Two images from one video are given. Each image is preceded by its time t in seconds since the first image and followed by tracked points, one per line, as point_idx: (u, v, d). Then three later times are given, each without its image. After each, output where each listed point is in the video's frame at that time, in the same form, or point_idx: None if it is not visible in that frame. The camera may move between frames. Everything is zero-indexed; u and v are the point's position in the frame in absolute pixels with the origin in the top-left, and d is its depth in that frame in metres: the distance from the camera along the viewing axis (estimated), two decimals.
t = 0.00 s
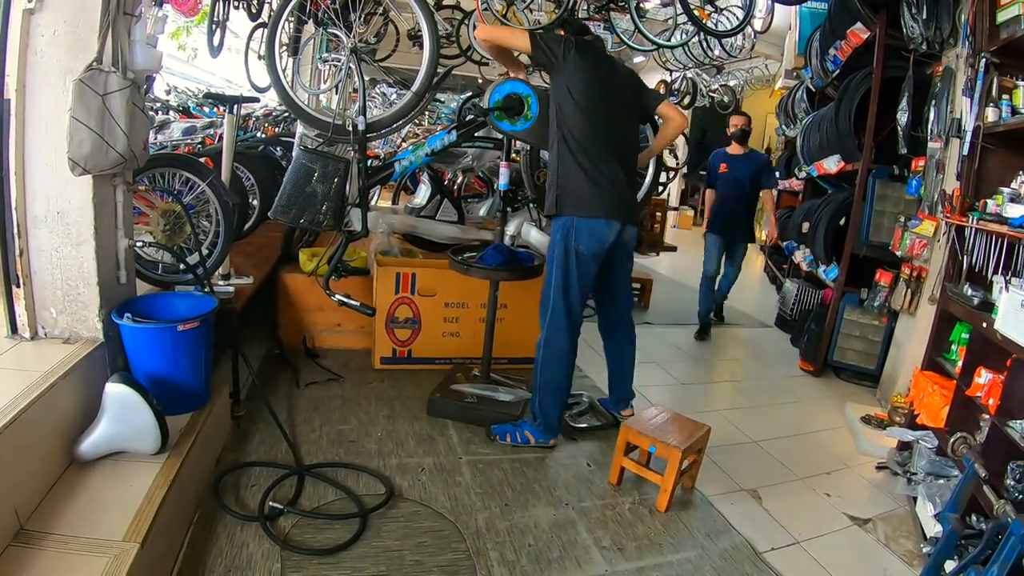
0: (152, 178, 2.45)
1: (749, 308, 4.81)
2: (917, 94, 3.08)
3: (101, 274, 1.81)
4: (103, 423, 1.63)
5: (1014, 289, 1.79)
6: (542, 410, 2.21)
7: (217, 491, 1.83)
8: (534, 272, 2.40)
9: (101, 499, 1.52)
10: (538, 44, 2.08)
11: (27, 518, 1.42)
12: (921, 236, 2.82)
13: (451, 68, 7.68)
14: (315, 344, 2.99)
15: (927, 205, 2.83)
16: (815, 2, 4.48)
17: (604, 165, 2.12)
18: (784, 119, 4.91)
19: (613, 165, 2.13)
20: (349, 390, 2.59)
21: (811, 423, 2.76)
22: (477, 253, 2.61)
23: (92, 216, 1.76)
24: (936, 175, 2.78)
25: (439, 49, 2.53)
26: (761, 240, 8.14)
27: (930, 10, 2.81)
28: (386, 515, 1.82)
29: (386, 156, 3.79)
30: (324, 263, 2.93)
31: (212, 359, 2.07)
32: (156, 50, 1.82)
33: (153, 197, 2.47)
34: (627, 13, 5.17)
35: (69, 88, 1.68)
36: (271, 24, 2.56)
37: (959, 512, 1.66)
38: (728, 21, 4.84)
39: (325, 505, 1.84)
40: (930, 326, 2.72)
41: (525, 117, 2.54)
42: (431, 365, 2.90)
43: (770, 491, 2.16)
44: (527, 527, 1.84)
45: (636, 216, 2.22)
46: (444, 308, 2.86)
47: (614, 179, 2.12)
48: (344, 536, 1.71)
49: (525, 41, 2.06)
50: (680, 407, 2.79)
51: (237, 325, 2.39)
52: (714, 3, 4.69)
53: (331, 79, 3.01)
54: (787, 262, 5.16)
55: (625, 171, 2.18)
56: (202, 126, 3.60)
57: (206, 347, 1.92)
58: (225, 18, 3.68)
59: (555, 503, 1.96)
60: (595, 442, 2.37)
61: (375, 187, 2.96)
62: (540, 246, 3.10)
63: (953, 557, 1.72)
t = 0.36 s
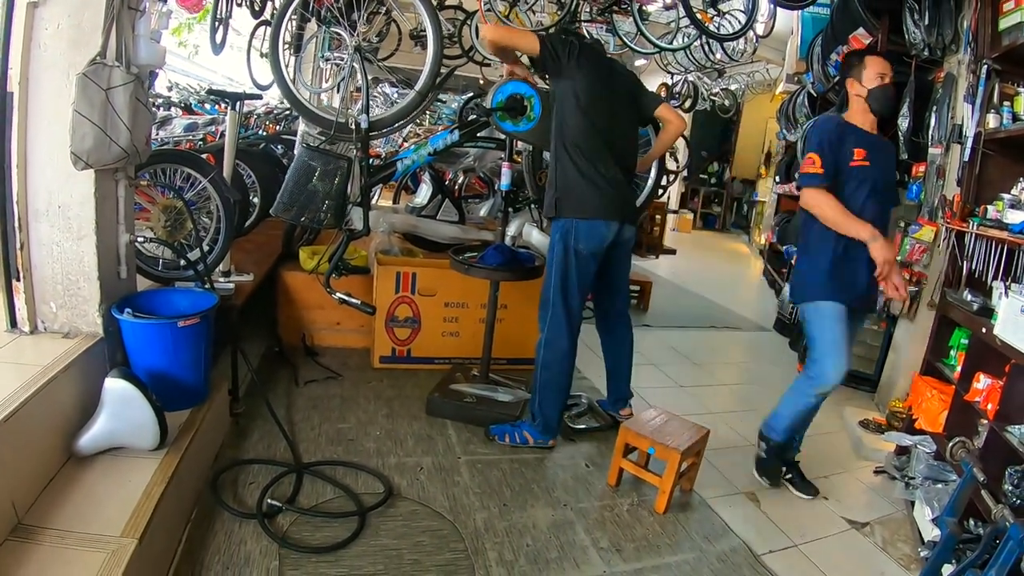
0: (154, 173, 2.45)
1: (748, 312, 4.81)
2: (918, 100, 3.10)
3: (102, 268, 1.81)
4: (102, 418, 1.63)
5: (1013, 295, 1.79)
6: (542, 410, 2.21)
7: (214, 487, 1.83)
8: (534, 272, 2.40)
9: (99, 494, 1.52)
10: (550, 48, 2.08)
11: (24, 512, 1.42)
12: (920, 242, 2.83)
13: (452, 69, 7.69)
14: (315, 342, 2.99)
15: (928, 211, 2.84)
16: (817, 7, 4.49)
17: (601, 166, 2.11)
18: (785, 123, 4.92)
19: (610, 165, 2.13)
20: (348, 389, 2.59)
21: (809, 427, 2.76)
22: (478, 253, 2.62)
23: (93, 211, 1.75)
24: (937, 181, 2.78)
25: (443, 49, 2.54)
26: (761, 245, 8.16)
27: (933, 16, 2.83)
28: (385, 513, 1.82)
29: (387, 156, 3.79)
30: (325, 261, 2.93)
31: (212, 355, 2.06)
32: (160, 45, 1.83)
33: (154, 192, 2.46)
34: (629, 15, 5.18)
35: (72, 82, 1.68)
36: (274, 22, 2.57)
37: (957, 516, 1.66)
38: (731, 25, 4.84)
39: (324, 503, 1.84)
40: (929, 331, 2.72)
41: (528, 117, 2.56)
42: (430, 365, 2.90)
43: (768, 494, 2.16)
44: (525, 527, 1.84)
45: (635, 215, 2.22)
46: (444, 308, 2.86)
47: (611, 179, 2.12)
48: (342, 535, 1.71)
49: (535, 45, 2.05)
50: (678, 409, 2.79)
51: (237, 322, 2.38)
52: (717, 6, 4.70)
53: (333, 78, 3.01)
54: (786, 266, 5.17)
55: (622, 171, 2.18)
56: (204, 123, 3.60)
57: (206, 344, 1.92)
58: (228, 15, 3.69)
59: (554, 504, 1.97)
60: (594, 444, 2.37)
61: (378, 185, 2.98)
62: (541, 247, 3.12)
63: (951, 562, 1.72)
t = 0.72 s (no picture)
0: (155, 171, 2.44)
1: (749, 314, 4.81)
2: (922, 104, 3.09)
3: (103, 266, 1.81)
4: (101, 416, 1.63)
5: (1016, 301, 1.78)
6: (542, 412, 2.21)
7: (214, 486, 1.83)
8: (535, 273, 2.40)
9: (98, 492, 1.52)
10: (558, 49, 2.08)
11: (23, 510, 1.42)
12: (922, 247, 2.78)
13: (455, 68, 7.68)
14: (315, 341, 2.99)
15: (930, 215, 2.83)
16: (820, 9, 4.48)
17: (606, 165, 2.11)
18: (788, 125, 4.91)
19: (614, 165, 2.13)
20: (348, 388, 2.59)
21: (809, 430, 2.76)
22: (480, 254, 2.62)
23: (94, 209, 1.75)
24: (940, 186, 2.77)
25: (446, 48, 2.53)
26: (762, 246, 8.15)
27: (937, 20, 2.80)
28: (384, 514, 1.82)
29: (389, 155, 3.79)
30: (326, 260, 2.93)
31: (212, 354, 2.06)
32: (162, 43, 1.82)
33: (156, 190, 2.48)
34: (632, 16, 5.17)
35: (74, 79, 1.68)
36: (277, 20, 2.56)
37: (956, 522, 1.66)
38: (734, 27, 4.83)
39: (323, 502, 1.84)
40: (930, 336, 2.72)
41: (531, 118, 2.52)
42: (430, 365, 2.89)
43: (768, 497, 2.16)
44: (524, 529, 1.84)
45: (637, 218, 2.21)
46: (445, 308, 2.85)
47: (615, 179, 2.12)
48: (341, 535, 1.71)
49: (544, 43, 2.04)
50: (678, 411, 2.78)
51: (237, 320, 2.38)
52: (721, 8, 4.69)
53: (336, 76, 3.00)
54: (787, 269, 5.16)
55: (625, 174, 2.16)
56: (206, 121, 3.59)
57: (206, 342, 1.91)
58: (231, 13, 3.68)
59: (553, 505, 1.96)
60: (594, 445, 2.37)
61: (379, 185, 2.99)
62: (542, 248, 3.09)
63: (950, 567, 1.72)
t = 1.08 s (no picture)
0: (158, 171, 2.46)
1: (750, 318, 4.80)
2: (924, 108, 3.08)
3: (104, 266, 1.81)
4: (102, 415, 1.63)
5: (1017, 305, 1.78)
6: (542, 414, 2.21)
7: (214, 486, 1.83)
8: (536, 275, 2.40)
9: (98, 491, 1.52)
10: (556, 50, 2.09)
11: (23, 508, 1.42)
12: (924, 250, 2.82)
13: (458, 71, 7.69)
14: (316, 343, 3.00)
15: (932, 219, 2.84)
16: (823, 13, 4.49)
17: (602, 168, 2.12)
18: (790, 129, 4.91)
19: (611, 166, 2.13)
20: (348, 390, 2.59)
21: (810, 435, 2.76)
22: (481, 256, 2.62)
23: (96, 208, 1.76)
24: (941, 190, 2.77)
25: (448, 51, 2.53)
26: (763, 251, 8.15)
27: (939, 25, 2.81)
28: (384, 515, 1.82)
29: (392, 157, 3.80)
30: (327, 261, 2.93)
31: (213, 354, 2.06)
32: (165, 44, 1.83)
33: (159, 190, 2.47)
34: (635, 19, 5.18)
35: (77, 80, 1.69)
36: (280, 21, 2.57)
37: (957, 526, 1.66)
38: (736, 31, 4.84)
39: (323, 504, 1.83)
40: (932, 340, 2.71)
41: (532, 121, 2.55)
42: (431, 368, 2.89)
43: (769, 501, 2.15)
44: (524, 531, 1.83)
45: (634, 220, 2.22)
46: (446, 310, 2.86)
47: (612, 181, 2.12)
48: (341, 536, 1.71)
49: (541, 40, 2.05)
50: (679, 415, 2.78)
51: (239, 321, 2.38)
52: (723, 12, 4.70)
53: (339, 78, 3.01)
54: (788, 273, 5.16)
55: (622, 177, 2.17)
56: (209, 122, 3.60)
57: (207, 343, 1.92)
58: (234, 15, 3.69)
59: (553, 508, 1.96)
60: (594, 448, 2.37)
61: (381, 186, 3.00)
62: (544, 251, 3.06)
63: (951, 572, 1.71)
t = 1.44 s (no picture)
0: (159, 172, 2.46)
1: (751, 319, 4.80)
2: (925, 109, 3.08)
3: (105, 267, 1.81)
4: (102, 416, 1.63)
5: (1019, 306, 1.77)
6: (542, 416, 2.21)
7: (214, 487, 1.83)
8: (536, 277, 2.40)
9: (98, 493, 1.52)
10: (553, 51, 2.09)
11: (22, 509, 1.42)
12: (925, 251, 2.81)
13: (458, 71, 7.70)
14: (317, 343, 3.00)
15: (932, 220, 2.84)
16: (824, 14, 4.49)
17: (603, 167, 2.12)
18: (791, 130, 4.90)
19: (610, 166, 2.13)
20: (348, 391, 2.59)
21: (811, 436, 2.76)
22: (482, 257, 2.62)
23: (96, 209, 1.76)
24: (942, 191, 2.77)
25: (449, 51, 2.52)
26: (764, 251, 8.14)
27: (940, 26, 2.82)
28: (384, 517, 1.81)
29: (392, 158, 3.81)
30: (328, 262, 2.93)
31: (213, 355, 2.06)
32: (166, 45, 1.83)
33: (159, 191, 2.48)
34: (636, 20, 5.18)
35: (77, 81, 1.69)
36: (281, 22, 2.57)
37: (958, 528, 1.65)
38: (737, 31, 4.84)
39: (323, 505, 1.83)
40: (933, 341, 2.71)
41: (533, 122, 2.57)
42: (432, 369, 2.89)
43: (770, 503, 2.15)
44: (524, 533, 1.83)
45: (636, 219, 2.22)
46: (447, 312, 2.85)
47: (612, 181, 2.12)
48: (341, 538, 1.71)
49: (542, 42, 2.04)
50: (680, 416, 2.78)
51: (240, 322, 2.38)
52: (724, 13, 4.70)
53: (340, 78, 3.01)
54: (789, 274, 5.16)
55: (621, 177, 2.16)
56: (210, 123, 3.60)
57: (207, 344, 1.92)
58: (235, 16, 3.69)
59: (553, 510, 1.96)
60: (594, 449, 2.36)
61: (381, 187, 3.00)
62: (543, 252, 3.06)
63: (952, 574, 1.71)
